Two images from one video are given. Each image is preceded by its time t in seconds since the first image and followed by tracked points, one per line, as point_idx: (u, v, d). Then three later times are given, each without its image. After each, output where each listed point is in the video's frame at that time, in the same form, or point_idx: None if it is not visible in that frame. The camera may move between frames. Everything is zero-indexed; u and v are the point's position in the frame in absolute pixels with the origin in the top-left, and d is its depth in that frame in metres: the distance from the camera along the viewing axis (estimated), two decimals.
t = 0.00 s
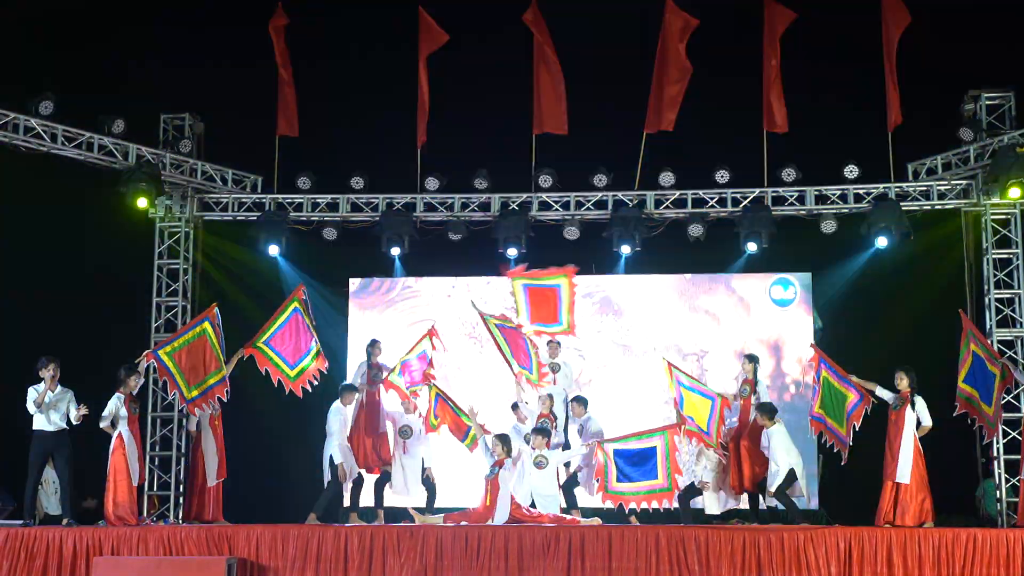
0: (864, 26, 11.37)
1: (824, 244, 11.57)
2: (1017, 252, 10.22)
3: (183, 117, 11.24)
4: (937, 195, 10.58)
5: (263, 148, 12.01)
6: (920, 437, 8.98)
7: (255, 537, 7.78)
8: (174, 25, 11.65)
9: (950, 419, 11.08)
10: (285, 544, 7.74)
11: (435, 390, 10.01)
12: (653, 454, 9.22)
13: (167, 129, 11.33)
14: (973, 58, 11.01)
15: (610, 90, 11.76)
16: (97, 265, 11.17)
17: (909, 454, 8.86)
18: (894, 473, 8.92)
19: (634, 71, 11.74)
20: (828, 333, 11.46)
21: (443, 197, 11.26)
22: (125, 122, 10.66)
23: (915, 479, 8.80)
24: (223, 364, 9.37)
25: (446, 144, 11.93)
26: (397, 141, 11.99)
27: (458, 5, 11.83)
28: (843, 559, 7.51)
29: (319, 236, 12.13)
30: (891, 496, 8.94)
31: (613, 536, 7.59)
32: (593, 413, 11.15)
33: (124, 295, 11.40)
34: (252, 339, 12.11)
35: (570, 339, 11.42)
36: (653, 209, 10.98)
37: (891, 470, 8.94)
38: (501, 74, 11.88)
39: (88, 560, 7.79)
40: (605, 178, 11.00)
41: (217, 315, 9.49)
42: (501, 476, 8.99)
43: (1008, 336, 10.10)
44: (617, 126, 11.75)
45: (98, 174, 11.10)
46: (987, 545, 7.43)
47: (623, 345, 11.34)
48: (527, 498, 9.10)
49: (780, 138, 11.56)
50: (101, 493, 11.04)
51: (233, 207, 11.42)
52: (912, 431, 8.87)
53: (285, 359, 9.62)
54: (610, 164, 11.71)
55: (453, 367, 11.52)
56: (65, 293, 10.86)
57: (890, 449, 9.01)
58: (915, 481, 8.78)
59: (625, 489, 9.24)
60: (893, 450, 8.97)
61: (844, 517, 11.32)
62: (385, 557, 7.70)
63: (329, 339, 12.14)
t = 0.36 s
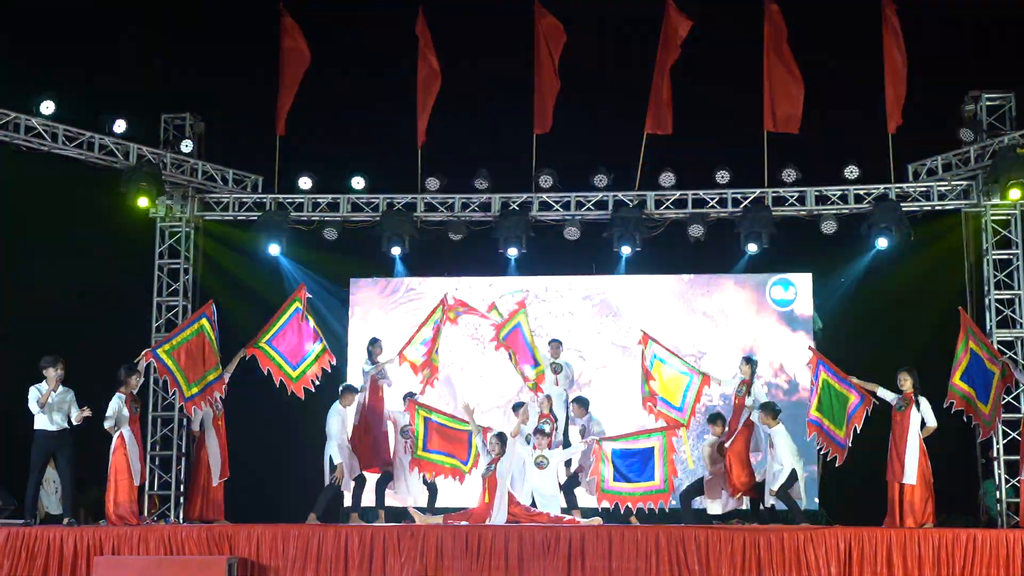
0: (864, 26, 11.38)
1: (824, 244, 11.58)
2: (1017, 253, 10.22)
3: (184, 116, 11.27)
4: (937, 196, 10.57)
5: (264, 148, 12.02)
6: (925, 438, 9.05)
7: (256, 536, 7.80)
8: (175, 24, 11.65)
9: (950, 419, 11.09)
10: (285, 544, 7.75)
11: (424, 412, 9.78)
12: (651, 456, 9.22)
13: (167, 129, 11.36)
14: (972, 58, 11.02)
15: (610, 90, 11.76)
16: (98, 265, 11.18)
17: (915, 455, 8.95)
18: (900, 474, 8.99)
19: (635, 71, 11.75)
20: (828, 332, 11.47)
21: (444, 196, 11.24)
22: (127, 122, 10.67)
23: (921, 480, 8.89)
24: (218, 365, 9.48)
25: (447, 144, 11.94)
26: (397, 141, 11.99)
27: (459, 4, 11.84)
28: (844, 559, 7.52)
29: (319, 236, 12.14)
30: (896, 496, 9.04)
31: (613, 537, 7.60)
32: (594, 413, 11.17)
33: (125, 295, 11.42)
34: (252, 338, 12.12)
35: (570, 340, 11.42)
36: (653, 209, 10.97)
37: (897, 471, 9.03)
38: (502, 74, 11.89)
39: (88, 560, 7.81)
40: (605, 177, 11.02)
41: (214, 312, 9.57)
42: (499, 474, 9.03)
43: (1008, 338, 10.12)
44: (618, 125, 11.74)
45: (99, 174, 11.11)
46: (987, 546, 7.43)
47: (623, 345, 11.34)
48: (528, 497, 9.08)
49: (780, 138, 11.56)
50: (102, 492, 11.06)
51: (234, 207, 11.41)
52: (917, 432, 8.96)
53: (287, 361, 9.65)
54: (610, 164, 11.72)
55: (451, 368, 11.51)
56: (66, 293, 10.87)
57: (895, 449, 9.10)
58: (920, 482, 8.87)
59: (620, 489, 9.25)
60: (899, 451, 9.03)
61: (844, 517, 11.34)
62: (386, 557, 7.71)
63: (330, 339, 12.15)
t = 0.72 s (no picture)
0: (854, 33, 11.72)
1: (814, 245, 11.93)
2: (1000, 254, 10.57)
3: (194, 122, 11.53)
4: (924, 199, 10.91)
5: (271, 152, 12.39)
6: (915, 435, 9.30)
7: (264, 529, 8.14)
8: (185, 31, 12.00)
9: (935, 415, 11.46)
10: (292, 536, 8.09)
11: (428, 415, 9.93)
12: (639, 453, 9.53)
13: (178, 135, 11.62)
14: (958, 65, 11.37)
15: (607, 95, 12.12)
16: (111, 266, 11.56)
17: (905, 451, 9.19)
18: (891, 469, 9.25)
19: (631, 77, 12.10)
20: (818, 331, 11.82)
21: (446, 199, 11.59)
22: (139, 128, 10.99)
23: (911, 475, 9.15)
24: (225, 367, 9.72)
25: (449, 147, 12.29)
26: (401, 145, 12.36)
27: (460, 12, 12.19)
28: (830, 551, 7.83)
29: (325, 237, 12.51)
30: (888, 489, 9.30)
31: (609, 529, 7.94)
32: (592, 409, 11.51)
33: (137, 295, 11.80)
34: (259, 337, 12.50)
35: (569, 339, 11.74)
36: (649, 211, 11.32)
37: (888, 467, 9.28)
38: (502, 80, 12.24)
39: (102, 551, 8.17)
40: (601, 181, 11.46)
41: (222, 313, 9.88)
42: (499, 469, 9.34)
43: (992, 336, 10.46)
44: (614, 130, 12.10)
45: (111, 178, 11.47)
46: (967, 538, 7.80)
47: (619, 344, 11.69)
48: (528, 490, 9.40)
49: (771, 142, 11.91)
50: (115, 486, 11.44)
51: (243, 210, 11.76)
52: (907, 428, 9.22)
53: (293, 359, 9.96)
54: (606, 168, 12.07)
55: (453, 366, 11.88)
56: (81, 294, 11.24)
57: (886, 445, 9.36)
58: (910, 477, 9.13)
59: (607, 483, 9.53)
60: (889, 447, 9.30)
61: (834, 510, 11.70)
62: (390, 548, 8.05)
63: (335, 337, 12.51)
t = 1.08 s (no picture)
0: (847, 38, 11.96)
1: (808, 246, 12.18)
2: (989, 255, 10.81)
3: (201, 126, 11.91)
4: (914, 201, 11.20)
5: (276, 155, 12.67)
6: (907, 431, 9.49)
7: (270, 524, 8.34)
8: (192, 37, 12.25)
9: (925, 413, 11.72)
10: (298, 531, 8.30)
11: (433, 411, 10.07)
12: (637, 440, 9.62)
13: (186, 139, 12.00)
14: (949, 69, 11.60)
15: (605, 99, 12.37)
16: (119, 267, 11.83)
17: (896, 447, 9.39)
18: (882, 464, 9.44)
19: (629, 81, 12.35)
20: (812, 330, 12.08)
21: (448, 202, 11.85)
22: (146, 131, 11.35)
23: (903, 470, 9.33)
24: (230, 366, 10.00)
25: (450, 150, 12.55)
26: (403, 148, 12.62)
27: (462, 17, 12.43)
28: (824, 546, 8.01)
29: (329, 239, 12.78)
30: (881, 485, 9.48)
31: (607, 523, 8.14)
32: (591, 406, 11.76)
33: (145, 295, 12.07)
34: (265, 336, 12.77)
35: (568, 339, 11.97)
36: (646, 213, 11.60)
37: (880, 464, 9.47)
38: (503, 84, 12.50)
39: (112, 545, 8.40)
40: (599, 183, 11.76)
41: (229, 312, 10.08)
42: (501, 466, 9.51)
43: (981, 335, 10.71)
44: (612, 133, 12.36)
45: (120, 181, 11.74)
46: (957, 532, 7.98)
47: (617, 343, 11.93)
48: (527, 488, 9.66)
49: (766, 146, 12.17)
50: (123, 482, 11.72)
51: (249, 212, 12.05)
52: (898, 424, 9.42)
53: (297, 356, 10.21)
54: (605, 170, 12.33)
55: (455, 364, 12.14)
56: (90, 294, 11.51)
57: (878, 442, 9.57)
58: (901, 473, 9.32)
59: (612, 474, 9.64)
60: (881, 444, 9.50)
61: (826, 505, 11.96)
62: (392, 542, 8.26)
63: (338, 336, 12.78)
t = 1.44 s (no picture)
0: (839, 46, 12.24)
1: (801, 247, 12.43)
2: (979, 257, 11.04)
3: (208, 130, 12.15)
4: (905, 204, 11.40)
5: (280, 160, 12.93)
6: (897, 429, 9.71)
7: (276, 520, 8.42)
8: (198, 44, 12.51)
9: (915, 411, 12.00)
10: (303, 527, 8.39)
11: (435, 403, 10.20)
12: (633, 430, 9.78)
13: (193, 143, 12.22)
14: (939, 77, 11.88)
15: (603, 104, 12.62)
16: (126, 269, 12.07)
17: (886, 444, 9.58)
18: (873, 462, 9.64)
19: (626, 87, 12.60)
20: (805, 330, 12.32)
21: (449, 204, 12.08)
22: (154, 136, 11.57)
23: (892, 466, 9.52)
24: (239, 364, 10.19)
25: (450, 154, 12.81)
26: (405, 153, 12.90)
27: (462, 26, 12.70)
28: (818, 542, 8.12)
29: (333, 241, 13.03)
30: (872, 482, 9.66)
31: (606, 519, 8.23)
32: (589, 403, 11.99)
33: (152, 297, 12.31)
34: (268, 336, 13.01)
35: (567, 338, 12.24)
36: (643, 215, 11.84)
37: (871, 460, 9.66)
38: (502, 90, 12.76)
39: (121, 541, 8.46)
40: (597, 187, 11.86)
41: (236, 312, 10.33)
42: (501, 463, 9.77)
43: (971, 335, 10.99)
44: (609, 138, 12.60)
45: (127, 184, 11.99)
46: (948, 527, 8.09)
47: (615, 342, 12.18)
48: (526, 485, 9.82)
49: (759, 150, 12.42)
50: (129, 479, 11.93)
51: (254, 214, 12.27)
52: (890, 422, 9.61)
53: (302, 355, 10.44)
54: (602, 174, 12.59)
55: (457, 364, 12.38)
56: (98, 295, 11.76)
57: (869, 439, 9.76)
58: (890, 469, 9.52)
59: (614, 467, 9.75)
60: (872, 442, 9.69)
61: (820, 502, 12.20)
62: (396, 537, 8.33)
63: (342, 337, 13.04)
